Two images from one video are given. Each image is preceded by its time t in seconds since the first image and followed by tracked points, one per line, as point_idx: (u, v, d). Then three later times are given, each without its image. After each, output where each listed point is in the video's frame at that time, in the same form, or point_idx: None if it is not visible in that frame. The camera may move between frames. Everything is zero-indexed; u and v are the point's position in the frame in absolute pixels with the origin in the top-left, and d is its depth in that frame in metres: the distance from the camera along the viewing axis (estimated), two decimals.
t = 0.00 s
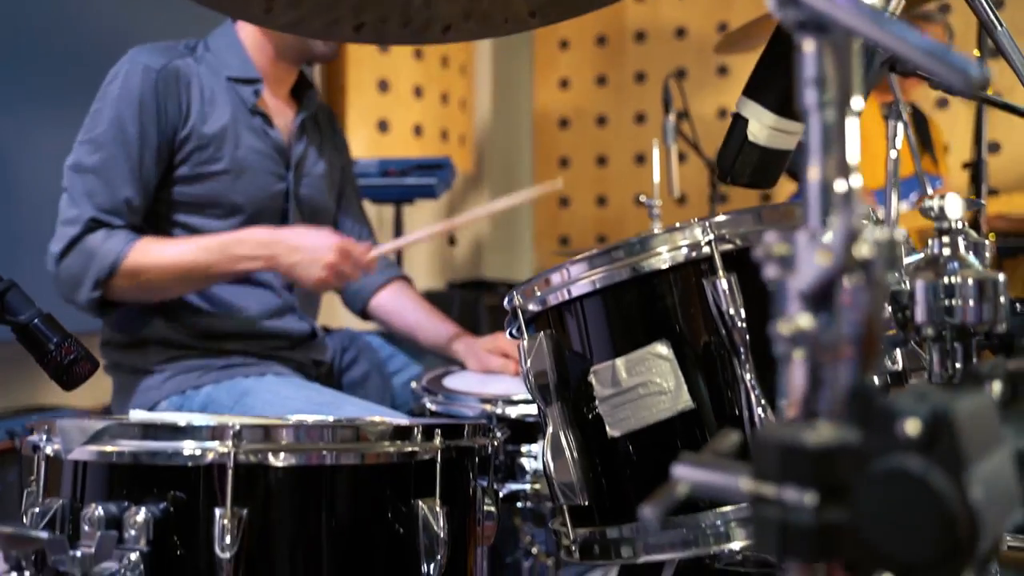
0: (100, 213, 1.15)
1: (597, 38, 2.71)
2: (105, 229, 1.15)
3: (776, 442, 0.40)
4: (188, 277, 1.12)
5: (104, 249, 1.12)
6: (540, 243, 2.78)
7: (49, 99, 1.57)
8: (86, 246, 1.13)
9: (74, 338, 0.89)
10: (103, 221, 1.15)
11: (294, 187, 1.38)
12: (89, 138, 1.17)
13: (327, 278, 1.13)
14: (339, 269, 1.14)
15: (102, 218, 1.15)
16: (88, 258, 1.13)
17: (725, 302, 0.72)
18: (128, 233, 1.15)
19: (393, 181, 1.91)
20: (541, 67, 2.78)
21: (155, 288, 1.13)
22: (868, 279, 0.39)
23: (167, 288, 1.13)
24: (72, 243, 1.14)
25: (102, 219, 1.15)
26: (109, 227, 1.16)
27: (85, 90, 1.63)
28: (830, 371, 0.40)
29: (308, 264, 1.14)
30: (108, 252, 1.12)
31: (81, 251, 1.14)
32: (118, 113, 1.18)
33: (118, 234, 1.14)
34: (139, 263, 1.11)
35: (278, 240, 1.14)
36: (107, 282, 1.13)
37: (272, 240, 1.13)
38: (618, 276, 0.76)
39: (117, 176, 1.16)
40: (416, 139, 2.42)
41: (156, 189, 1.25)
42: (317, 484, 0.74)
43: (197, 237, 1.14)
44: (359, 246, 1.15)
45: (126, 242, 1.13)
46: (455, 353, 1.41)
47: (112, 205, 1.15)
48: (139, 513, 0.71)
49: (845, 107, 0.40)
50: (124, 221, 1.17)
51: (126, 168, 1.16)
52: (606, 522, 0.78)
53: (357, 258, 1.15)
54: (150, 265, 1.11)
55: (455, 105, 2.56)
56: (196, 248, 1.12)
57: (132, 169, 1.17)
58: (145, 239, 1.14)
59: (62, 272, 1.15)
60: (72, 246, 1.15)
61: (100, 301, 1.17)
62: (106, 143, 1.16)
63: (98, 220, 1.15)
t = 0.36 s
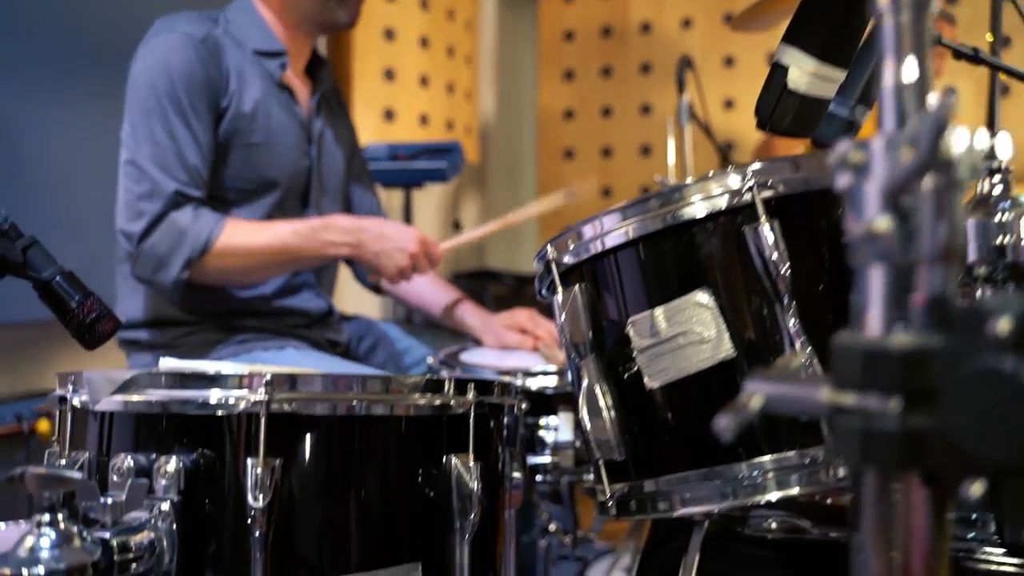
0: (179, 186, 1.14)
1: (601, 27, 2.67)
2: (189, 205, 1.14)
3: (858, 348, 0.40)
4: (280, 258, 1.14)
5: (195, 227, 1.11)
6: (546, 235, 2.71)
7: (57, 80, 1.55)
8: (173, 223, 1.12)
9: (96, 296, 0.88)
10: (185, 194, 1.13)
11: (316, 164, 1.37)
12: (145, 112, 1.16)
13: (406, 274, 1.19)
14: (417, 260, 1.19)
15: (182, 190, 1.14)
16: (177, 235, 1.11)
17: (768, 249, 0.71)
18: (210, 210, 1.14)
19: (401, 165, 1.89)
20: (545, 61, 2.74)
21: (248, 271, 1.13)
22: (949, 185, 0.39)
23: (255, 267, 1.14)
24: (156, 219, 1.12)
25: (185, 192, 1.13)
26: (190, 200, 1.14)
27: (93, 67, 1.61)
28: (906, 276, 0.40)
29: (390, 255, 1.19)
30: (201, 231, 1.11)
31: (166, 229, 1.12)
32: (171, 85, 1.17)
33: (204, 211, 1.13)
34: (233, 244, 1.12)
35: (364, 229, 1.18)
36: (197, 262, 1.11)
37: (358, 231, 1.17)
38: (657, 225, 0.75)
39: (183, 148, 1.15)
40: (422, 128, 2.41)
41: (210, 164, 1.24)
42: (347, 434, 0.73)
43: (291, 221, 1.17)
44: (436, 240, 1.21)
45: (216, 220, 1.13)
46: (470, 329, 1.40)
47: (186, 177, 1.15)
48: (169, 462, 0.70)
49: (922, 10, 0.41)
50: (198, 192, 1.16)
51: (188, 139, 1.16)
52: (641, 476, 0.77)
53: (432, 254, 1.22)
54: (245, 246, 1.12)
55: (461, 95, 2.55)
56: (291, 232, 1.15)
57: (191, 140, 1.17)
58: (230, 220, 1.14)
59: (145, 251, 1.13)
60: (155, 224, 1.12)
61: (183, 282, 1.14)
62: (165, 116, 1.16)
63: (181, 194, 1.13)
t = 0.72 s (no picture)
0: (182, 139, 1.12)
1: (605, 15, 2.63)
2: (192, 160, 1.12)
3: (940, 212, 0.37)
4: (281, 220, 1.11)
5: (196, 183, 1.10)
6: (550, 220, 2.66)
7: (61, 54, 1.53)
8: (175, 177, 1.10)
9: (98, 239, 0.84)
10: (187, 149, 1.12)
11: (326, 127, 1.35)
12: (150, 67, 1.15)
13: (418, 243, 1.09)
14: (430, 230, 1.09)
15: (185, 144, 1.12)
16: (178, 191, 1.10)
17: (808, 174, 0.68)
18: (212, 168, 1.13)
19: (407, 144, 1.87)
20: (549, 47, 2.70)
21: (248, 230, 1.10)
22: None
23: (254, 230, 1.11)
24: (158, 173, 1.11)
25: (186, 145, 1.12)
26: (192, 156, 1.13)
27: (94, 37, 1.58)
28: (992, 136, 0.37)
29: (400, 223, 1.09)
30: (201, 187, 1.09)
31: (166, 184, 1.10)
32: (175, 39, 1.16)
33: (206, 169, 1.11)
34: (232, 201, 1.09)
35: (373, 195, 1.10)
36: (197, 220, 1.10)
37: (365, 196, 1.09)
38: (688, 152, 0.72)
39: (184, 102, 1.14)
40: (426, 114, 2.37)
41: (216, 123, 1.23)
42: (363, 367, 0.69)
43: (300, 185, 1.13)
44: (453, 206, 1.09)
45: (217, 177, 1.11)
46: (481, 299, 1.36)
47: (188, 131, 1.13)
48: (177, 397, 0.66)
49: None
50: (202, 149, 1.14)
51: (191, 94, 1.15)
52: (671, 417, 0.74)
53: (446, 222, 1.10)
54: (244, 204, 1.09)
55: (465, 81, 2.52)
56: (297, 195, 1.11)
57: (195, 96, 1.15)
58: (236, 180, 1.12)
59: (146, 206, 1.11)
60: (157, 179, 1.11)
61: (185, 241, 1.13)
62: (170, 70, 1.14)
63: (183, 148, 1.11)
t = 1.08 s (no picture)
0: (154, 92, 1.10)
1: (605, 6, 2.62)
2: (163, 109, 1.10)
3: (979, 99, 0.35)
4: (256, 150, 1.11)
5: (166, 126, 1.07)
6: (551, 212, 2.66)
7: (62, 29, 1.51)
8: (145, 124, 1.08)
9: (87, 199, 0.81)
10: (158, 98, 1.10)
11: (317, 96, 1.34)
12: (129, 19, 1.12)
13: (398, 154, 1.15)
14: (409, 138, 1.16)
15: (157, 95, 1.10)
16: (148, 136, 1.07)
17: (820, 116, 0.65)
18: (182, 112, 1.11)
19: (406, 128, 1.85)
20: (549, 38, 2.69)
21: (223, 167, 1.10)
22: None
23: (229, 164, 1.10)
24: (129, 123, 1.08)
25: (158, 98, 1.09)
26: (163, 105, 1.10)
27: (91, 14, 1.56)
28: None
29: (379, 136, 1.15)
30: (171, 129, 1.07)
31: (137, 132, 1.08)
32: None
33: (177, 112, 1.09)
34: (204, 139, 1.08)
35: (346, 112, 1.14)
36: (169, 163, 1.08)
37: (339, 113, 1.13)
38: (695, 94, 0.70)
39: (162, 57, 1.12)
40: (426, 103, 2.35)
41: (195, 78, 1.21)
42: (360, 318, 0.67)
43: (269, 116, 1.14)
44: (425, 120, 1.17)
45: (188, 118, 1.09)
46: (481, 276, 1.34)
47: (163, 84, 1.11)
48: (164, 347, 0.64)
49: None
50: (175, 99, 1.12)
51: (169, 48, 1.13)
52: (678, 373, 0.72)
53: (424, 132, 1.18)
54: (216, 139, 1.09)
55: (465, 72, 2.50)
56: (270, 125, 1.12)
57: (173, 52, 1.13)
58: (202, 120, 1.11)
59: (117, 156, 1.08)
60: (127, 127, 1.08)
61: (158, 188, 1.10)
62: (150, 23, 1.12)
63: (153, 98, 1.09)
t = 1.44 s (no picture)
0: (78, 140, 1.10)
1: (605, 64, 2.64)
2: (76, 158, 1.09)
3: None
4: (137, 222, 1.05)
5: (63, 172, 1.07)
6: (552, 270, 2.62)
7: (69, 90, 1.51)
8: (48, 166, 1.08)
9: (93, 263, 0.80)
10: (71, 147, 1.09)
11: (312, 163, 1.32)
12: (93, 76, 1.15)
13: (278, 253, 1.03)
14: (296, 239, 1.03)
15: (74, 144, 1.09)
16: (47, 179, 1.08)
17: (841, 180, 0.65)
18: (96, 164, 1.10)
19: (409, 187, 1.85)
20: (550, 97, 2.69)
21: (102, 229, 1.06)
22: None
23: (109, 229, 1.06)
24: (37, 161, 1.10)
25: (75, 146, 1.09)
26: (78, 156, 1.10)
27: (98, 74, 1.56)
28: None
29: (262, 230, 1.04)
30: (67, 177, 1.06)
31: (39, 173, 1.09)
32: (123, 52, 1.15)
33: (82, 163, 1.08)
34: (90, 196, 1.05)
35: (238, 202, 1.05)
36: (56, 209, 1.06)
37: (231, 200, 1.04)
38: (713, 158, 0.69)
39: (101, 114, 1.11)
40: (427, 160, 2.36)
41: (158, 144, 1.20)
42: (373, 386, 0.66)
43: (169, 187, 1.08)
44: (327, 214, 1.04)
45: (88, 171, 1.08)
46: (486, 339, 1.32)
47: (84, 137, 1.10)
48: (172, 422, 0.62)
49: None
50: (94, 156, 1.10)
51: (110, 106, 1.12)
52: (700, 443, 0.69)
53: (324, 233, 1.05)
54: (99, 199, 1.05)
55: (467, 129, 2.52)
56: (158, 196, 1.06)
57: (117, 107, 1.12)
58: (109, 176, 1.08)
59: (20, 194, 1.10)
60: (38, 166, 1.10)
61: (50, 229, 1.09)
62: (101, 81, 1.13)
63: (69, 146, 1.09)
